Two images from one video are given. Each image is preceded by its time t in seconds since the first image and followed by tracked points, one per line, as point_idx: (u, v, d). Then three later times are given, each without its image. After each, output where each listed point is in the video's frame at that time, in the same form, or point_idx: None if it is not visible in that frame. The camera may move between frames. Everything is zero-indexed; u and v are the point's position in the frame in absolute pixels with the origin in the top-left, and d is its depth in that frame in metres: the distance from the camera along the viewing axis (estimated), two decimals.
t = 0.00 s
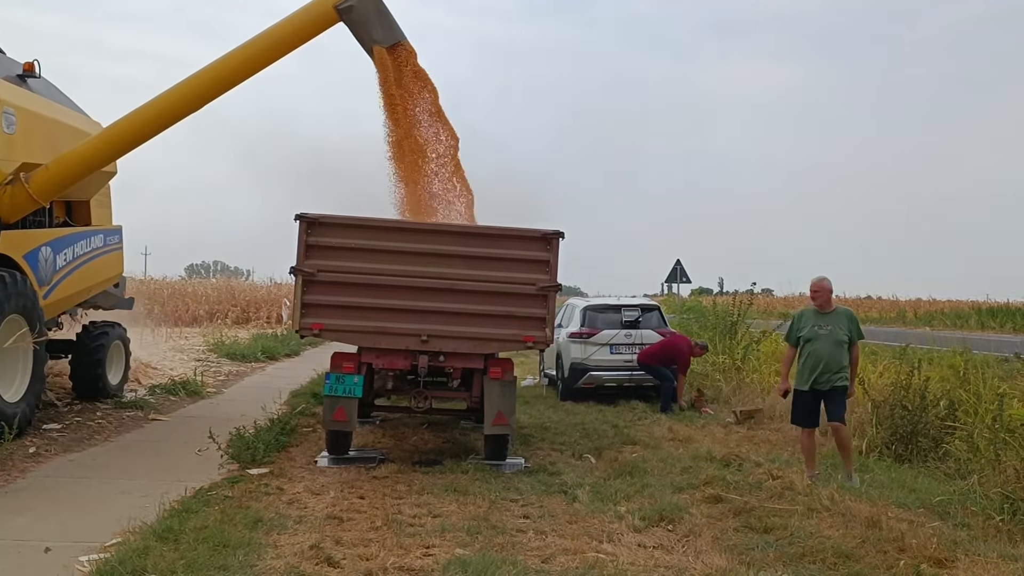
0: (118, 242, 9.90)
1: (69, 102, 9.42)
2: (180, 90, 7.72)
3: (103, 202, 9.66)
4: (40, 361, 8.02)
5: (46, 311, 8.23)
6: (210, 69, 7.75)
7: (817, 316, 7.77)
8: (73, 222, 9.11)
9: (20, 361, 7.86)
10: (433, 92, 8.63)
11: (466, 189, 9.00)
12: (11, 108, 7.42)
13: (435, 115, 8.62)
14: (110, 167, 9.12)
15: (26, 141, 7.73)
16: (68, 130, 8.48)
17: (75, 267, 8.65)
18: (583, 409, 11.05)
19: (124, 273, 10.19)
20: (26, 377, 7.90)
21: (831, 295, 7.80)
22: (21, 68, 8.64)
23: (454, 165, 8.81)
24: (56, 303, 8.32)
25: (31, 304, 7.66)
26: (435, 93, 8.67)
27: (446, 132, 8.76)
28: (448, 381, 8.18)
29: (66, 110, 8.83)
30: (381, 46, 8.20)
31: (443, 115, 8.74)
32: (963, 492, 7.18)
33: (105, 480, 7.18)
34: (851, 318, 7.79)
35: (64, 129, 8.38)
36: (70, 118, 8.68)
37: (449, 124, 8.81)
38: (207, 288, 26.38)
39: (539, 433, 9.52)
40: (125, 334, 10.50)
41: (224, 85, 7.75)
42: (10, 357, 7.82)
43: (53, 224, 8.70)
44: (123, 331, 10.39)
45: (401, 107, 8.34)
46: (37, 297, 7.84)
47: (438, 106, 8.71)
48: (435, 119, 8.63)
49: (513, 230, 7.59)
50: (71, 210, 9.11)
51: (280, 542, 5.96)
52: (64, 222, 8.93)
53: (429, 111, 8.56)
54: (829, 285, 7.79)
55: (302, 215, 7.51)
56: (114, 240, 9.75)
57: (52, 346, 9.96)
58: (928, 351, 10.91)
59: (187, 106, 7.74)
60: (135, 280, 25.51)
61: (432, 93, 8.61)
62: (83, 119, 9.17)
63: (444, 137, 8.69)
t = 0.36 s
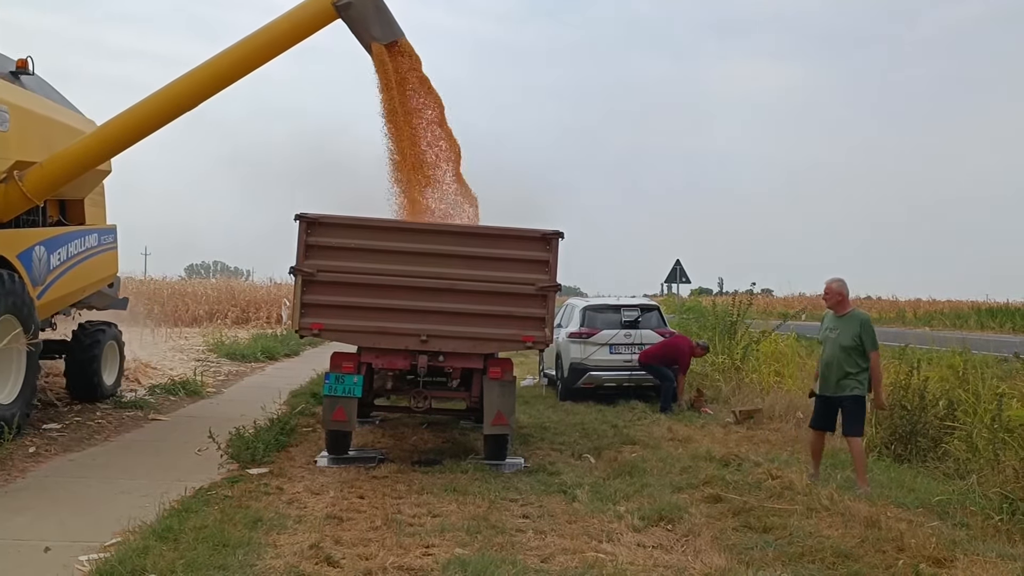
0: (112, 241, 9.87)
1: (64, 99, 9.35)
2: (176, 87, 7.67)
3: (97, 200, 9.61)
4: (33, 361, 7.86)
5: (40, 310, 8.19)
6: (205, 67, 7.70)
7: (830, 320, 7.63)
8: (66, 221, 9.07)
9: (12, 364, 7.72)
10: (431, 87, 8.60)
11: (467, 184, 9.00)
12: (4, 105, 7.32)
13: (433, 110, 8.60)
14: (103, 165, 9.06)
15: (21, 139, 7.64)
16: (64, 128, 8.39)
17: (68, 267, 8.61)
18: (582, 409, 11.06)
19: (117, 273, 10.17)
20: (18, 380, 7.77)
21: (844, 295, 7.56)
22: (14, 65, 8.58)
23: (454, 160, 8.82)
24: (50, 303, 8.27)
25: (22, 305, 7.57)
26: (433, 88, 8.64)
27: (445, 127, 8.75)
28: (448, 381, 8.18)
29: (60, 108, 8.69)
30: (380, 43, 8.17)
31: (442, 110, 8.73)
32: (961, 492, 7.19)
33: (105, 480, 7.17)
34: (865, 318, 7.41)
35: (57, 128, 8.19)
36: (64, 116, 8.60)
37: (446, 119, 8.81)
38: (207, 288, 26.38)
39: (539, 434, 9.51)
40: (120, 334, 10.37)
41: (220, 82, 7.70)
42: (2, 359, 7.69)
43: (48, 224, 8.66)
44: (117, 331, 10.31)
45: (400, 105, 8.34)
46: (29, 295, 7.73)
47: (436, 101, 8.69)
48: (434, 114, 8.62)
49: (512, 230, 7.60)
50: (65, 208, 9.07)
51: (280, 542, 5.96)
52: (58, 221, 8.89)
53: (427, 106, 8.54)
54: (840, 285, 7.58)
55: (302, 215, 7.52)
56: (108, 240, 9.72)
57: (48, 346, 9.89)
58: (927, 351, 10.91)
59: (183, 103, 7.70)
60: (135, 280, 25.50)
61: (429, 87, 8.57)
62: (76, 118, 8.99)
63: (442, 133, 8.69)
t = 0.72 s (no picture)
0: (107, 241, 9.87)
1: (59, 98, 9.33)
2: (168, 86, 7.43)
3: (93, 200, 9.60)
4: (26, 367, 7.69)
5: (35, 310, 8.18)
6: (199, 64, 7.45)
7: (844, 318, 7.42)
8: (61, 220, 9.06)
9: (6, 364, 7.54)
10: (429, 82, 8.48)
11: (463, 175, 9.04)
12: None
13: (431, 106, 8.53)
14: (98, 164, 9.07)
15: (14, 138, 7.47)
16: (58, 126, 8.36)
17: (62, 267, 8.59)
18: (582, 409, 11.06)
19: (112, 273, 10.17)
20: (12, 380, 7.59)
21: (856, 293, 7.31)
22: (8, 63, 8.56)
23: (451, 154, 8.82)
24: (43, 302, 8.26)
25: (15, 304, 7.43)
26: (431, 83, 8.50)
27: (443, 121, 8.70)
28: (448, 381, 8.18)
29: (54, 106, 8.65)
30: (378, 41, 7.93)
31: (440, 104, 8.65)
32: (960, 492, 7.19)
33: (104, 480, 7.17)
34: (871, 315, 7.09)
35: (52, 125, 8.16)
36: (59, 114, 8.56)
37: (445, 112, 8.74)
38: (207, 288, 26.40)
39: (538, 434, 9.51)
40: (116, 335, 10.32)
41: (215, 81, 7.45)
42: None
43: (43, 222, 8.65)
44: (114, 332, 10.32)
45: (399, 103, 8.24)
46: (22, 297, 7.62)
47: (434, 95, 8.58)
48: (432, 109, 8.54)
49: (512, 230, 7.60)
50: (60, 207, 9.07)
51: (278, 541, 5.97)
52: (53, 219, 8.88)
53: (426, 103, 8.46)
54: (848, 282, 7.34)
55: (301, 215, 7.53)
56: (103, 239, 9.71)
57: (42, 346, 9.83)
58: (926, 351, 10.91)
59: (175, 102, 7.46)
60: (135, 281, 25.54)
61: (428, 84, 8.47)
62: (71, 116, 8.98)
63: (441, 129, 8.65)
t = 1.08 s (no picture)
0: (103, 241, 9.87)
1: (55, 96, 9.33)
2: (165, 82, 7.34)
3: (89, 199, 9.59)
4: (21, 365, 7.62)
5: (30, 310, 8.17)
6: (197, 60, 7.38)
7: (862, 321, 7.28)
8: (57, 220, 9.05)
9: None
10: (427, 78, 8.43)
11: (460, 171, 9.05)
12: None
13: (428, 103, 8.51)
14: (94, 163, 9.07)
15: (7, 137, 7.44)
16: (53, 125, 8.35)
17: (57, 267, 8.59)
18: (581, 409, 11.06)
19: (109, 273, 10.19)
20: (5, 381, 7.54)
21: (872, 296, 7.18)
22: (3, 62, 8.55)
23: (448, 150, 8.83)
24: (38, 302, 8.25)
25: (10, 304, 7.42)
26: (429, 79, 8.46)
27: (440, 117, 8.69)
28: (447, 381, 8.17)
29: (48, 104, 8.63)
30: (377, 38, 7.86)
31: (437, 99, 8.64)
32: (959, 492, 7.19)
33: (102, 481, 7.17)
34: (873, 319, 6.95)
35: (45, 124, 8.14)
36: (53, 112, 8.55)
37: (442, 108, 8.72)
38: (207, 288, 26.41)
39: (537, 434, 9.51)
40: (112, 335, 10.34)
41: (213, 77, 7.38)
42: None
43: (37, 221, 8.65)
44: (111, 333, 10.34)
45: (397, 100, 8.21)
46: (17, 296, 7.59)
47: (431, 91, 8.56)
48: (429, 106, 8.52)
49: (511, 230, 7.61)
50: (55, 207, 9.06)
51: (276, 541, 5.97)
52: (48, 219, 8.87)
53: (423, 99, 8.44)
54: (862, 288, 7.21)
55: (299, 215, 7.53)
56: (99, 239, 9.71)
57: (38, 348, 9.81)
58: (925, 351, 10.91)
59: (173, 98, 7.37)
60: (135, 281, 25.55)
61: (426, 80, 8.43)
62: (66, 114, 8.97)
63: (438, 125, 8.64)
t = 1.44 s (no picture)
0: (82, 243, 9.80)
1: (31, 96, 9.25)
2: (144, 81, 7.26)
3: (67, 201, 9.51)
4: None
5: (7, 312, 8.10)
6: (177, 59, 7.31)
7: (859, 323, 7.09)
8: (35, 222, 8.96)
9: None
10: (409, 77, 8.45)
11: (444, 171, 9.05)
12: None
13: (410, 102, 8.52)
14: (71, 164, 9.00)
15: None
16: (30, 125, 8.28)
17: (34, 269, 8.52)
18: (566, 411, 11.06)
19: (87, 276, 10.11)
20: None
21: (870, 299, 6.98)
22: None
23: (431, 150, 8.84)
24: (16, 304, 8.19)
25: None
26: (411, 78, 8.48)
27: (422, 117, 8.71)
28: (430, 384, 8.16)
29: (25, 105, 8.56)
30: (359, 37, 7.85)
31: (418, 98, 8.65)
32: (940, 492, 7.24)
33: (82, 485, 7.11)
34: (858, 317, 6.76)
35: (22, 124, 8.07)
36: (30, 112, 8.48)
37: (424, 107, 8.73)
38: (190, 291, 26.26)
39: (521, 436, 9.51)
40: (91, 338, 10.27)
41: (193, 76, 7.31)
42: None
43: (14, 223, 8.55)
44: (90, 336, 10.27)
45: (380, 99, 8.21)
46: None
47: (413, 90, 8.57)
48: (411, 106, 8.53)
49: (494, 232, 7.61)
50: (33, 208, 8.97)
51: (258, 545, 5.94)
52: (26, 221, 8.76)
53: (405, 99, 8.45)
54: (863, 291, 7.03)
55: (282, 218, 7.51)
56: (77, 241, 9.64)
57: (15, 352, 9.72)
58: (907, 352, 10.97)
59: (152, 98, 7.29)
60: (117, 283, 25.36)
61: (408, 79, 8.45)
62: (43, 114, 8.89)
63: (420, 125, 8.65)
